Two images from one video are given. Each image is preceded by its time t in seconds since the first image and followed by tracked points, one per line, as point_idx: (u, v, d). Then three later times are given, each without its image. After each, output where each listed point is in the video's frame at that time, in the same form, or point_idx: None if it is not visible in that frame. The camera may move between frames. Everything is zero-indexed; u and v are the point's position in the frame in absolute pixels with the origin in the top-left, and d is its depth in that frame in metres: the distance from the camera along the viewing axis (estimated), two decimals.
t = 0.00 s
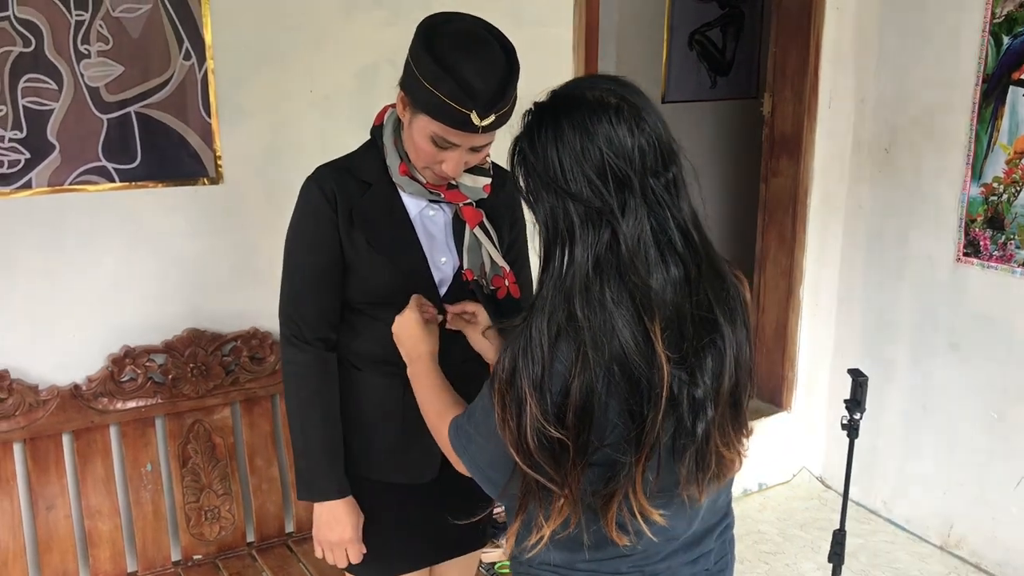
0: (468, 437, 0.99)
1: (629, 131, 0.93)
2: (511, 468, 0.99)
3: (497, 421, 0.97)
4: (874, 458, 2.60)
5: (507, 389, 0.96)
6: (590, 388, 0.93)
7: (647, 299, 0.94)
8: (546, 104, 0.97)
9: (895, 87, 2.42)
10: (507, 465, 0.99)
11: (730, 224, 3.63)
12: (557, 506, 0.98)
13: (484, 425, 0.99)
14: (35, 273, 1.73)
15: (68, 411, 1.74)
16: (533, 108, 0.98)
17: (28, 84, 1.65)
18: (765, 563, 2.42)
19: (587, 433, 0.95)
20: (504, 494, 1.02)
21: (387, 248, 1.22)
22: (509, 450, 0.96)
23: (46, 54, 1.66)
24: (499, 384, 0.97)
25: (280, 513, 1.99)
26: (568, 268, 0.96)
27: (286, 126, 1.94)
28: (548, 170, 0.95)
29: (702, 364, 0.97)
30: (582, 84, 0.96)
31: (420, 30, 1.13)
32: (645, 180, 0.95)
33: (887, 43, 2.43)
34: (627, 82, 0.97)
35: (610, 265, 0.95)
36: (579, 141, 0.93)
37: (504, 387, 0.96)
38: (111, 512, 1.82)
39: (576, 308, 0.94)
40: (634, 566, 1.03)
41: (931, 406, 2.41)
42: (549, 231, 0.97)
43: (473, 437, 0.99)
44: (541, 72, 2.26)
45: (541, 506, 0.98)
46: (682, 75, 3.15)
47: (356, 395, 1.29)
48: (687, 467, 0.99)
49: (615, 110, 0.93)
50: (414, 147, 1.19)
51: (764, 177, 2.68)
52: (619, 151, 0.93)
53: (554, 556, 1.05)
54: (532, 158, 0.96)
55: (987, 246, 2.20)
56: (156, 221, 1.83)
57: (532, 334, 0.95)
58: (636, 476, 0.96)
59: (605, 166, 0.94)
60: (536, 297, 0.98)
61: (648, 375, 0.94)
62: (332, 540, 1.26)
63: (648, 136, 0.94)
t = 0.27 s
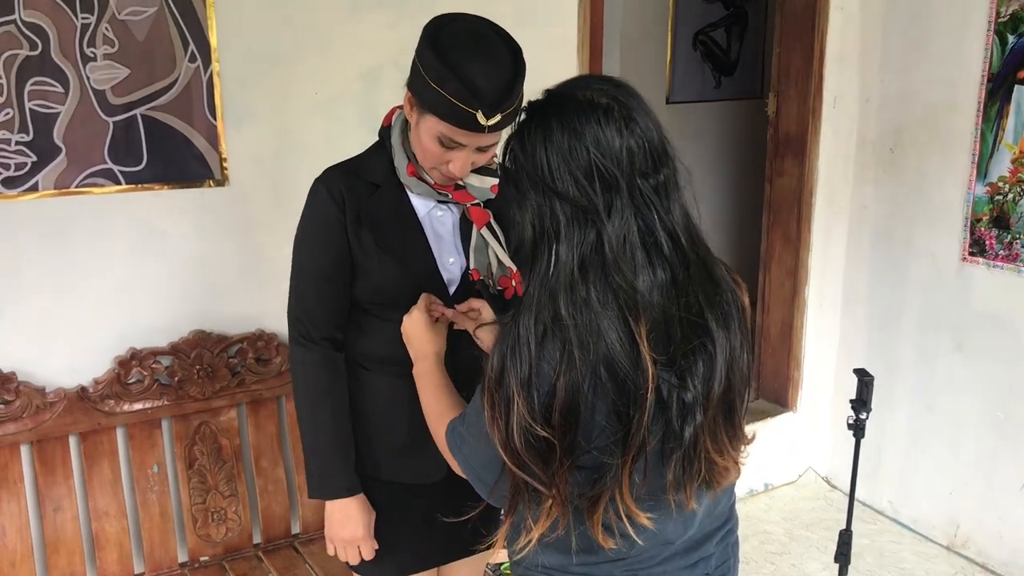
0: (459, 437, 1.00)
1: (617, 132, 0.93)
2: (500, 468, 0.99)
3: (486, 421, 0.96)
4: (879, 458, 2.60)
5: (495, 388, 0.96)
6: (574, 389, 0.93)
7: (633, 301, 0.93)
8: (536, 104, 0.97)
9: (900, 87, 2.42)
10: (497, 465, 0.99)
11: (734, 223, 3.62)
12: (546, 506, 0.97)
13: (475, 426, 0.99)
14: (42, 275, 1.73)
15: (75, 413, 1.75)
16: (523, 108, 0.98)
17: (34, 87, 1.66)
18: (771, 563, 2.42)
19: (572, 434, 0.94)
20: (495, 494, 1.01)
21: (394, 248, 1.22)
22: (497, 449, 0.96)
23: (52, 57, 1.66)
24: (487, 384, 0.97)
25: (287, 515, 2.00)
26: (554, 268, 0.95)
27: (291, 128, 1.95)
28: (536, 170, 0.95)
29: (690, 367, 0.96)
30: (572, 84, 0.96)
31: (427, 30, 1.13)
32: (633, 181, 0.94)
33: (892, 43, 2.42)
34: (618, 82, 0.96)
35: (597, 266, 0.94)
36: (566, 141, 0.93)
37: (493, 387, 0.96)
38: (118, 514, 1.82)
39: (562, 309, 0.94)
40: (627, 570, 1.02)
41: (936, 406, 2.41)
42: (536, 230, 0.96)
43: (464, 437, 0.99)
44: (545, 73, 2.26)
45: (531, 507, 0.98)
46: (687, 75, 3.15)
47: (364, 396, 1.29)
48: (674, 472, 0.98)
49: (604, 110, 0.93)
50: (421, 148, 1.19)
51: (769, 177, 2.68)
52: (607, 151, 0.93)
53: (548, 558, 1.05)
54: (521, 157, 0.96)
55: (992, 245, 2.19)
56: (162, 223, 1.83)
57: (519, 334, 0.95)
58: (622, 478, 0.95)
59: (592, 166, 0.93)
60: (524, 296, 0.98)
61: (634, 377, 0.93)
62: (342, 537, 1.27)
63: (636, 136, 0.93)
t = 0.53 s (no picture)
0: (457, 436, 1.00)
1: (610, 131, 0.92)
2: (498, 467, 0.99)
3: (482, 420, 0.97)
4: (884, 458, 2.60)
5: (490, 386, 0.96)
6: (567, 387, 0.93)
7: (626, 300, 0.93)
8: (531, 104, 0.97)
9: (903, 87, 2.41)
10: (494, 464, 0.99)
11: (739, 223, 3.62)
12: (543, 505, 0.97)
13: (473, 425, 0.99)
14: (47, 278, 1.74)
15: (81, 415, 1.75)
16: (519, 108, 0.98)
17: (39, 90, 1.66)
18: (776, 564, 2.42)
19: (566, 433, 0.94)
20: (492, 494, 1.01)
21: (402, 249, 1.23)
22: (493, 448, 0.97)
23: (57, 60, 1.67)
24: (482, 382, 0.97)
25: (292, 516, 2.00)
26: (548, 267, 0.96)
27: (295, 130, 1.95)
28: (529, 169, 0.95)
29: (685, 367, 0.95)
30: (566, 84, 0.96)
31: (434, 33, 1.13)
32: (626, 181, 0.93)
33: (896, 43, 2.42)
34: (612, 82, 0.95)
35: (590, 266, 0.94)
36: (558, 141, 0.93)
37: (488, 386, 0.96)
38: (123, 515, 1.82)
39: (555, 308, 0.94)
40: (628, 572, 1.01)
41: (941, 407, 2.40)
42: (531, 229, 0.97)
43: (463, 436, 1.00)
44: (548, 75, 2.26)
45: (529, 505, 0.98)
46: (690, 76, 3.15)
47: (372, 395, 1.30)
48: (670, 472, 0.97)
49: (597, 110, 0.93)
50: (429, 150, 1.19)
51: (772, 177, 2.68)
52: (599, 151, 0.92)
53: (549, 559, 1.05)
54: (515, 157, 0.96)
55: (996, 245, 2.19)
56: (167, 225, 1.84)
57: (513, 333, 0.95)
58: (617, 478, 0.95)
59: (585, 166, 0.93)
60: (519, 295, 0.98)
61: (627, 377, 0.93)
62: (377, 506, 1.25)
63: (630, 136, 0.93)
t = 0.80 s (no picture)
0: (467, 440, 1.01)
1: (614, 131, 0.91)
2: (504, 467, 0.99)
3: (489, 418, 0.97)
4: (888, 459, 2.60)
5: (496, 385, 0.96)
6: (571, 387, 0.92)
7: (630, 300, 0.92)
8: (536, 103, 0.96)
9: (906, 87, 2.41)
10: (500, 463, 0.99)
11: (742, 223, 3.62)
12: (549, 503, 0.98)
13: (480, 425, 1.00)
14: (52, 280, 1.74)
15: (85, 417, 1.76)
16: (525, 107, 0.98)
17: (44, 93, 1.67)
18: (780, 564, 2.42)
19: (571, 432, 0.94)
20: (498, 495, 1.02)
21: (415, 249, 1.23)
22: (499, 446, 0.97)
23: (61, 63, 1.67)
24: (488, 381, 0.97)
25: (296, 517, 2.00)
26: (553, 266, 0.95)
27: (299, 132, 1.96)
28: (534, 168, 0.94)
29: (689, 368, 0.95)
30: (572, 84, 0.95)
31: (446, 35, 1.14)
32: (631, 180, 0.93)
33: (898, 43, 2.42)
34: (617, 81, 0.94)
35: (594, 265, 0.93)
36: (562, 141, 0.92)
37: (494, 384, 0.96)
38: (128, 517, 1.83)
39: (559, 307, 0.93)
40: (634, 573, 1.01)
41: (945, 406, 2.40)
42: (536, 228, 0.96)
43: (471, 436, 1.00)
44: (551, 76, 2.26)
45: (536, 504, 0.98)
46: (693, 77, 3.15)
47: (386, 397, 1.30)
48: (674, 473, 0.97)
49: (601, 110, 0.92)
50: (441, 151, 1.20)
51: (775, 178, 2.68)
52: (603, 150, 0.91)
53: (556, 561, 1.05)
54: (520, 156, 0.96)
55: (1000, 245, 2.19)
56: (171, 227, 1.84)
57: (518, 332, 0.95)
58: (622, 477, 0.95)
59: (589, 165, 0.92)
60: (524, 294, 0.98)
61: (631, 377, 0.92)
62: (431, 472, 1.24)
63: (634, 136, 0.92)
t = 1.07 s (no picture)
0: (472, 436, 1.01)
1: (624, 127, 0.92)
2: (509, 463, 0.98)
3: (495, 413, 0.97)
4: (890, 458, 2.60)
5: (503, 380, 0.96)
6: (578, 381, 0.92)
7: (637, 295, 0.92)
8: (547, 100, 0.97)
9: (907, 85, 2.41)
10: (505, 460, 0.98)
11: (743, 222, 3.62)
12: (555, 500, 0.97)
13: (487, 423, 0.99)
14: (53, 281, 1.74)
15: (87, 418, 1.75)
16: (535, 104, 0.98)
17: (44, 94, 1.67)
18: (782, 564, 2.41)
19: (578, 427, 0.94)
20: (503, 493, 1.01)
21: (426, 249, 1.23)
22: (506, 442, 0.96)
23: (62, 64, 1.67)
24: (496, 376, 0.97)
25: (298, 518, 2.00)
26: (560, 261, 0.95)
27: (300, 133, 1.96)
28: (543, 164, 0.95)
29: (696, 365, 0.95)
30: (582, 82, 0.96)
31: (454, 33, 1.14)
32: (639, 177, 0.93)
33: (898, 42, 2.42)
34: (628, 79, 0.95)
35: (601, 260, 0.93)
36: (572, 136, 0.93)
37: (501, 379, 0.96)
38: (130, 518, 1.83)
39: (566, 302, 0.93)
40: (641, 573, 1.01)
41: (947, 405, 2.40)
42: (544, 224, 0.96)
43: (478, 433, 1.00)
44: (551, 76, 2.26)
45: (541, 500, 0.98)
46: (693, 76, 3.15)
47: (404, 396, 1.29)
48: (680, 470, 0.97)
49: (611, 106, 0.92)
50: (449, 149, 1.20)
51: (776, 177, 2.68)
52: (613, 146, 0.92)
53: (562, 560, 1.05)
54: (530, 152, 0.96)
55: (1001, 244, 2.18)
56: (171, 228, 1.84)
57: (526, 327, 0.95)
58: (628, 473, 0.94)
59: (598, 161, 0.92)
60: (531, 290, 0.97)
61: (638, 372, 0.92)
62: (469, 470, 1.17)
63: (644, 133, 0.92)
